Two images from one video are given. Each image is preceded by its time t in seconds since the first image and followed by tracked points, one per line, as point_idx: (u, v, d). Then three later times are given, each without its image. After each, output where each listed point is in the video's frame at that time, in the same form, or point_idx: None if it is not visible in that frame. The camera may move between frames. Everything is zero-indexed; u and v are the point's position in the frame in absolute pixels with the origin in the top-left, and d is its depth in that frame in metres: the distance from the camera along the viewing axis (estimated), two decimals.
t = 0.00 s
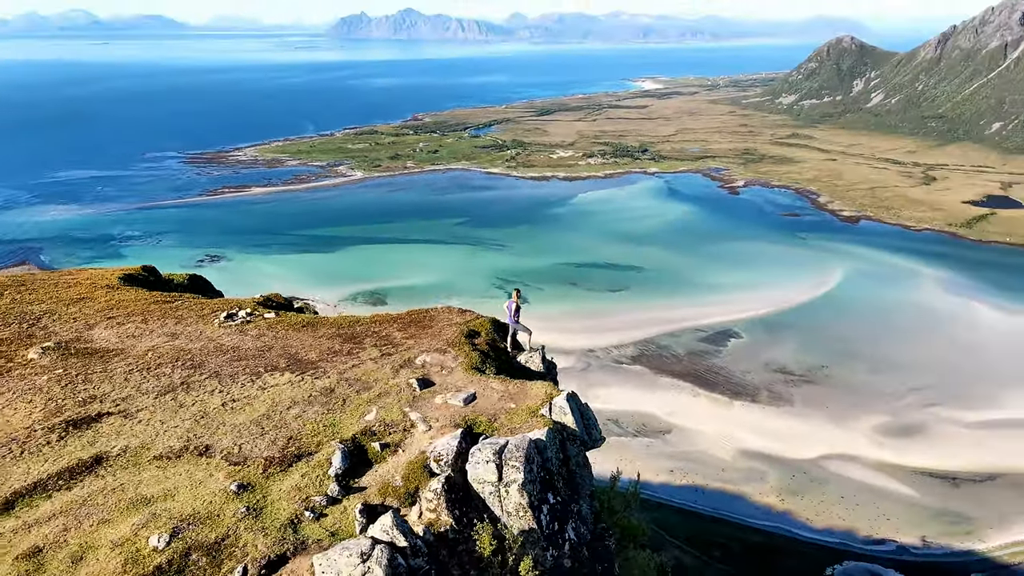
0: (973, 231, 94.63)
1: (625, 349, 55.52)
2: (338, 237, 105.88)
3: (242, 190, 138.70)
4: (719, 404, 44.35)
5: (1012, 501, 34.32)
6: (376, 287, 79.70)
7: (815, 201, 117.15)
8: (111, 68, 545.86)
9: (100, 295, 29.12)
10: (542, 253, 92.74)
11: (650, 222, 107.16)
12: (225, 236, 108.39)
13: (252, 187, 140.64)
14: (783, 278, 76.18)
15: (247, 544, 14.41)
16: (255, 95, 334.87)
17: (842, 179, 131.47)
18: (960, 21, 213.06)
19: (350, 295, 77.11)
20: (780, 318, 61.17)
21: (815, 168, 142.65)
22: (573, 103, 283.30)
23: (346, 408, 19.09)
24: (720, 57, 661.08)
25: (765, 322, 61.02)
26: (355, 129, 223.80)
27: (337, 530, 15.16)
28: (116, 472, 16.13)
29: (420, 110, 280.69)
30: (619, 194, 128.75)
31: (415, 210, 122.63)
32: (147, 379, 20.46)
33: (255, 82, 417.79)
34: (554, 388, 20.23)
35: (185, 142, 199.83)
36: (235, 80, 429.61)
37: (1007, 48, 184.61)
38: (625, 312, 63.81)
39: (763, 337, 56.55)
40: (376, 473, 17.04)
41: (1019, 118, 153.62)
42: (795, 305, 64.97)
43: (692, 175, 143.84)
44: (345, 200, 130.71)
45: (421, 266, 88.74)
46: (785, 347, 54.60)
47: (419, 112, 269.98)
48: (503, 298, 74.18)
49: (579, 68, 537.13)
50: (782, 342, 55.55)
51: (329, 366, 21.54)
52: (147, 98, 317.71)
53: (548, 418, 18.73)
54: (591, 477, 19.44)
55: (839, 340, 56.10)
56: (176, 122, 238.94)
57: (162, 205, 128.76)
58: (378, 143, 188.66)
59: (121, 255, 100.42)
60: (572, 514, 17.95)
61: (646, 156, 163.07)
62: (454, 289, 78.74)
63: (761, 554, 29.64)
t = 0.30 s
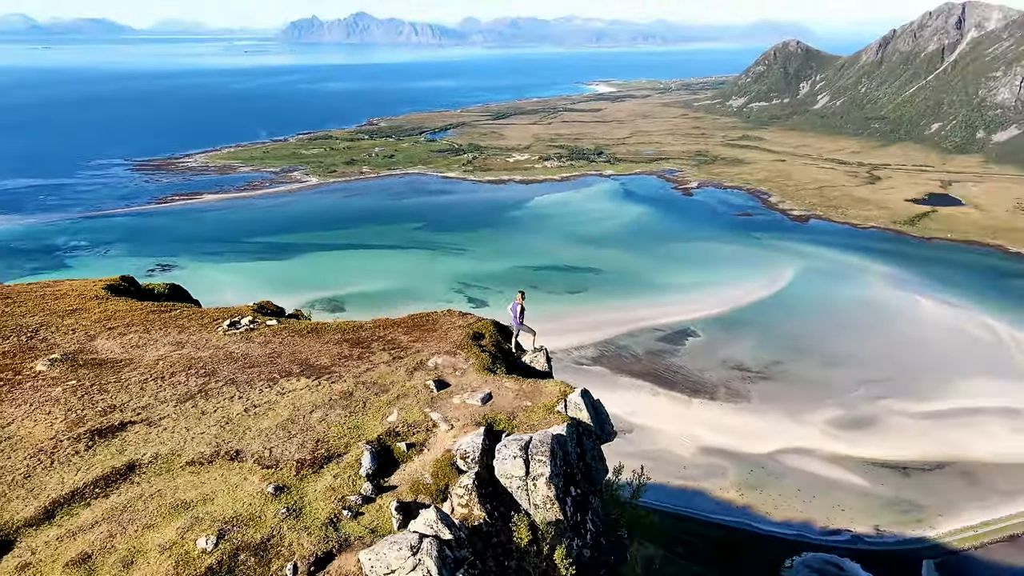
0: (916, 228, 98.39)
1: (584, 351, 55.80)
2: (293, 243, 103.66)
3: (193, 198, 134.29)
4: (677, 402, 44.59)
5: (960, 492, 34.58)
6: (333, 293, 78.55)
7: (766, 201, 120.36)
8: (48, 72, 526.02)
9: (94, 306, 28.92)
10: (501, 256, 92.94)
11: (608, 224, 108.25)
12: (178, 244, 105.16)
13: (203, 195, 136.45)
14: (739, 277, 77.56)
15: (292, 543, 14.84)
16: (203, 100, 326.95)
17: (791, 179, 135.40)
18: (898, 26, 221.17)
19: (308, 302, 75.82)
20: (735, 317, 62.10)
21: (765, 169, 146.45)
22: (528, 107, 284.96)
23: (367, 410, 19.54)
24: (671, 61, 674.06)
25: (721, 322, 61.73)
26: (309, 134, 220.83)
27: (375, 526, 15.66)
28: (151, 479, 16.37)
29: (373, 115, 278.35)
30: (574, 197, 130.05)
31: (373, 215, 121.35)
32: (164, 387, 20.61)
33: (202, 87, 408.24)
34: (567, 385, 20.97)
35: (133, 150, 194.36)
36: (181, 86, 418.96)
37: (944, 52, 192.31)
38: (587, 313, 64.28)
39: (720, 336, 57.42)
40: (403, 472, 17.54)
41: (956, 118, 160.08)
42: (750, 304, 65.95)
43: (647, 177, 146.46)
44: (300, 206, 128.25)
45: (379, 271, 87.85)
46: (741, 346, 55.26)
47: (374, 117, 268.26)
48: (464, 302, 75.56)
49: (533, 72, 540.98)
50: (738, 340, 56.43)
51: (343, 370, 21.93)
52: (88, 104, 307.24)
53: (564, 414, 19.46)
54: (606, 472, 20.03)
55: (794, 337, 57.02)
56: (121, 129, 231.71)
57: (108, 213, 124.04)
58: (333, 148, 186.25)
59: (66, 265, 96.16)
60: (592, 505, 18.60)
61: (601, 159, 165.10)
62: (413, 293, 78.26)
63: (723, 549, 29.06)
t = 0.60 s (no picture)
0: (862, 226, 101.88)
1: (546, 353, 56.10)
2: (249, 250, 101.70)
3: (143, 205, 130.29)
4: (638, 402, 45.31)
5: (911, 481, 35.51)
6: (291, 300, 77.45)
7: (719, 201, 123.04)
8: None
9: (89, 317, 28.69)
10: (459, 260, 92.84)
11: (565, 227, 108.94)
12: (127, 252, 101.98)
13: (153, 202, 132.52)
14: (695, 277, 79.05)
15: (336, 540, 15.34)
16: (147, 106, 318.10)
17: (743, 180, 138.59)
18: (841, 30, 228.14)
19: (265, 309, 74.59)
20: (692, 316, 63.58)
21: (718, 170, 149.52)
22: (482, 111, 285.59)
23: (388, 411, 20.03)
24: (624, 65, 684.18)
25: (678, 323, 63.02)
26: (262, 139, 217.15)
27: (412, 522, 16.21)
28: (186, 484, 16.66)
29: (326, 119, 274.97)
30: (531, 199, 130.88)
31: (330, 220, 119.80)
32: (183, 395, 20.80)
33: (146, 92, 396.59)
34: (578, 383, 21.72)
35: (78, 157, 188.09)
36: (124, 91, 406.43)
37: (885, 55, 199.06)
38: (553, 315, 64.79)
39: (677, 334, 58.72)
40: (430, 470, 18.09)
41: (898, 119, 165.93)
42: (706, 304, 67.41)
43: (603, 179, 148.63)
44: (254, 212, 125.85)
45: (337, 277, 86.85)
46: (697, 344, 56.53)
47: (327, 121, 265.38)
48: (423, 306, 75.18)
49: (487, 76, 542.67)
50: (695, 338, 57.89)
51: (357, 374, 22.33)
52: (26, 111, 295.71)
53: (579, 410, 20.20)
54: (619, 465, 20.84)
55: (748, 335, 58.57)
56: (63, 136, 223.71)
57: (52, 221, 119.38)
58: (287, 153, 183.33)
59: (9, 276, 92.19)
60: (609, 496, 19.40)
61: (558, 162, 166.35)
62: (372, 298, 77.57)
63: (681, 544, 29.06)
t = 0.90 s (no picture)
0: (811, 224, 105.05)
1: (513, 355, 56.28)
2: (201, 256, 99.16)
3: (88, 212, 125.62)
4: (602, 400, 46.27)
5: (863, 471, 36.83)
6: (247, 307, 75.88)
7: (673, 202, 125.37)
8: None
9: (83, 328, 28.44)
10: (417, 264, 92.22)
11: (522, 230, 109.15)
12: (72, 261, 98.05)
13: (97, 209, 127.81)
14: (652, 277, 80.12)
15: (377, 537, 15.85)
16: (87, 111, 307.23)
17: (696, 181, 141.60)
18: (785, 34, 234.59)
19: (219, 316, 72.90)
20: (650, 315, 64.80)
21: (671, 171, 152.26)
22: (436, 114, 285.07)
23: (406, 412, 20.56)
24: (577, 68, 691.51)
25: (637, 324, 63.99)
26: (212, 145, 212.35)
27: (447, 517, 16.80)
28: (221, 489, 16.96)
29: (276, 124, 270.26)
30: (487, 202, 131.21)
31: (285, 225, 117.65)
32: (201, 403, 21.00)
33: (84, 97, 382.30)
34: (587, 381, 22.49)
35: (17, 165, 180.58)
36: (60, 96, 391.07)
37: (828, 58, 205.49)
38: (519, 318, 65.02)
39: (635, 334, 59.78)
40: (455, 467, 18.69)
41: (842, 120, 171.43)
42: (663, 303, 68.60)
43: (558, 181, 150.25)
44: (204, 218, 122.74)
45: (294, 283, 85.42)
46: (654, 343, 57.54)
47: (279, 126, 261.37)
48: (381, 310, 74.36)
49: (440, 79, 541.88)
50: (653, 337, 59.09)
51: (370, 378, 22.75)
52: None
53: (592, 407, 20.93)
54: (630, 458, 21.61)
55: (705, 334, 59.86)
56: None
57: None
58: (238, 158, 179.45)
59: None
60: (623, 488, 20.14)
61: (514, 165, 167.19)
62: (330, 304, 76.51)
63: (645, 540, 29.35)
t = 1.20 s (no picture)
0: (760, 224, 107.89)
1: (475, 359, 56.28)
2: (150, 265, 96.05)
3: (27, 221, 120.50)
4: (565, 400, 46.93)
5: (816, 463, 37.94)
6: (199, 318, 73.85)
7: (627, 203, 127.20)
8: None
9: (77, 340, 28.13)
10: (374, 270, 90.96)
11: (479, 234, 108.73)
12: (10, 273, 93.71)
13: (37, 218, 122.68)
14: (608, 278, 80.93)
15: (415, 534, 16.38)
16: (21, 117, 295.05)
17: (648, 183, 144.27)
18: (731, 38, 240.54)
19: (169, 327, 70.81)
20: (606, 315, 65.65)
21: (624, 173, 154.62)
22: (388, 119, 283.37)
23: (422, 414, 21.07)
24: (529, 71, 697.27)
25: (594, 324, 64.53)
26: (158, 151, 206.72)
27: (477, 513, 17.37)
28: (254, 493, 17.28)
29: (224, 129, 264.45)
30: (443, 206, 130.86)
31: (236, 232, 114.91)
32: (219, 410, 21.20)
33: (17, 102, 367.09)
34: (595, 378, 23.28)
35: None
36: None
37: (773, 61, 211.50)
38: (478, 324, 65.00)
39: (592, 334, 60.42)
40: (476, 466, 19.26)
41: (788, 122, 176.57)
42: (619, 304, 69.36)
43: (513, 183, 151.17)
44: (151, 225, 119.07)
45: (248, 290, 83.42)
46: (612, 343, 58.22)
47: (227, 131, 256.30)
48: (337, 317, 73.14)
49: (391, 83, 538.74)
50: (610, 336, 59.82)
51: (382, 381, 23.17)
52: None
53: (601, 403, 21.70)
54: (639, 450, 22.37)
55: (661, 332, 60.75)
56: None
57: None
58: (185, 165, 175.01)
59: None
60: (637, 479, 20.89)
61: (468, 168, 167.41)
62: (285, 312, 74.94)
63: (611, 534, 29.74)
